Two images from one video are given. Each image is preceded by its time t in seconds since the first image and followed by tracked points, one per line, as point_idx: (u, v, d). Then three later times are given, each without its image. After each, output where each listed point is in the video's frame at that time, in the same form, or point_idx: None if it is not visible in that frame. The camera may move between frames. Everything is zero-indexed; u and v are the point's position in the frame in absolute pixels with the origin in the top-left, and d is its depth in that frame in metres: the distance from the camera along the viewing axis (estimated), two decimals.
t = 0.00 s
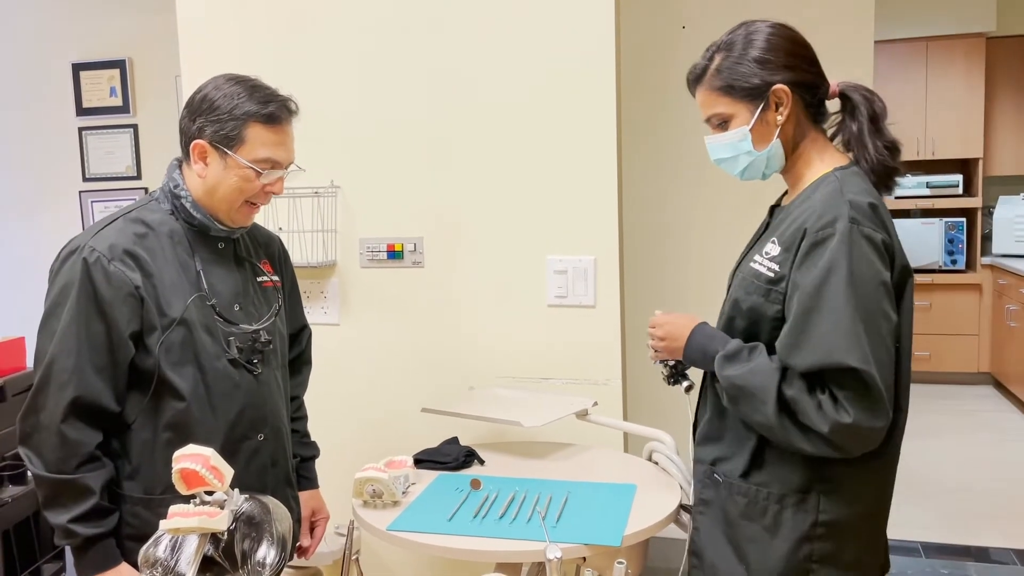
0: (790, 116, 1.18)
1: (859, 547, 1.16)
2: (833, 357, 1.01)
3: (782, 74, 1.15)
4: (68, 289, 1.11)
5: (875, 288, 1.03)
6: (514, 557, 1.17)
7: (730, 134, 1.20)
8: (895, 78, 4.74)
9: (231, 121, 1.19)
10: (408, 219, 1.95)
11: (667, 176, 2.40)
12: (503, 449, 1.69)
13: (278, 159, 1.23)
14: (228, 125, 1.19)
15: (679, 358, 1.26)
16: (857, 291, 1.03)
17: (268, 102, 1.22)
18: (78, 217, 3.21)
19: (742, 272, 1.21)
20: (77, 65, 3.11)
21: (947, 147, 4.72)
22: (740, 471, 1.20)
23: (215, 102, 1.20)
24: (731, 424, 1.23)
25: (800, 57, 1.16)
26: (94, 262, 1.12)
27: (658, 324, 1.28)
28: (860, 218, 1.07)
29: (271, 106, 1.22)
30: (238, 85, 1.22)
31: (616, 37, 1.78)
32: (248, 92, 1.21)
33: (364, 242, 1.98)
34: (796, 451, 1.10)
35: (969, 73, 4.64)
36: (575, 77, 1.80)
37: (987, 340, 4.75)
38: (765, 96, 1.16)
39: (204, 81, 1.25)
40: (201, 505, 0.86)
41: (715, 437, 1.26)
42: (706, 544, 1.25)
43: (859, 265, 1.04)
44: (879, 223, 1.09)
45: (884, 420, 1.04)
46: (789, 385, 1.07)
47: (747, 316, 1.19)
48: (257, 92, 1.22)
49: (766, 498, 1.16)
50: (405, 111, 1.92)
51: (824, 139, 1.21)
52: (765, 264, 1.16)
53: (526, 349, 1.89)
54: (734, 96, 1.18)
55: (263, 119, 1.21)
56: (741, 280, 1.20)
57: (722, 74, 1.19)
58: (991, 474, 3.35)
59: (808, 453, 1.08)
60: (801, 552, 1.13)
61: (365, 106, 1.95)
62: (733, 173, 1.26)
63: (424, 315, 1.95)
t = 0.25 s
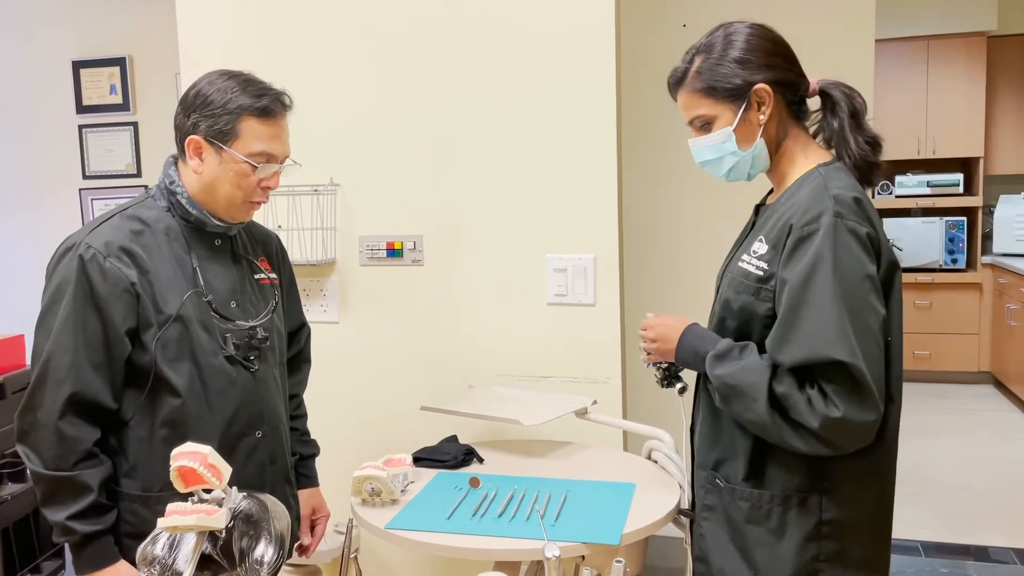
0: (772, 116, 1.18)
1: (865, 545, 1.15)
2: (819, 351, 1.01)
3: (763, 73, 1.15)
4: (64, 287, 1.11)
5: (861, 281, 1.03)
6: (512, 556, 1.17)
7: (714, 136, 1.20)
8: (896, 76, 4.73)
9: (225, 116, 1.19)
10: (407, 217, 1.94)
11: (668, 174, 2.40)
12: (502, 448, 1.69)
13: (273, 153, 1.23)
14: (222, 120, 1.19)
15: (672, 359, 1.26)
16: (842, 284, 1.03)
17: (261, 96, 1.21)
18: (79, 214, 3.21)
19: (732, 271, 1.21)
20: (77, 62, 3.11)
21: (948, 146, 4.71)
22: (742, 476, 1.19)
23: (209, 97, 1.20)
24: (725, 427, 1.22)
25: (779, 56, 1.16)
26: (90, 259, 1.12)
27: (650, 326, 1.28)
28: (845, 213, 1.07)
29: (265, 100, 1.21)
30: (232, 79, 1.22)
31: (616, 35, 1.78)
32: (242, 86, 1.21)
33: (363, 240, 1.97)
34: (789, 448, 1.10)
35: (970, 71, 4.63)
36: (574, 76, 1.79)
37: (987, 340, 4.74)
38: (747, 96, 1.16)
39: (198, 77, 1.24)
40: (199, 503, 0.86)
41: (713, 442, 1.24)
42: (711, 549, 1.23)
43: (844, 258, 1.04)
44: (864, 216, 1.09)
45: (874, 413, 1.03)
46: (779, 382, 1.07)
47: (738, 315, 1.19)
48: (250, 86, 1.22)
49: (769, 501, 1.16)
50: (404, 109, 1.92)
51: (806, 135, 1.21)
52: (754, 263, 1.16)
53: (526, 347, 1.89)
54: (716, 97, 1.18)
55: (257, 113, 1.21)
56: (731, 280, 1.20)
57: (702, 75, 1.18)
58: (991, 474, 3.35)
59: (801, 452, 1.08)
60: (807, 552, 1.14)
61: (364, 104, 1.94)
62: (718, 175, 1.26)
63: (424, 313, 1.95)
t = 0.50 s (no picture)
0: (766, 118, 1.17)
1: (870, 545, 1.15)
2: (816, 353, 1.01)
3: (756, 77, 1.15)
4: (61, 284, 1.10)
5: (859, 282, 1.03)
6: (511, 555, 1.17)
7: (708, 140, 1.20)
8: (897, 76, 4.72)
9: (222, 113, 1.18)
10: (407, 216, 1.94)
11: (668, 173, 2.40)
12: (501, 447, 1.69)
13: (270, 149, 1.22)
14: (219, 116, 1.18)
15: (670, 361, 1.25)
16: (840, 285, 1.02)
17: (258, 92, 1.21)
18: (79, 213, 3.20)
19: (730, 273, 1.21)
20: (77, 60, 3.10)
21: (949, 146, 4.71)
22: (744, 478, 1.19)
23: (205, 94, 1.20)
24: (725, 431, 1.22)
25: (772, 59, 1.16)
26: (86, 257, 1.11)
27: (646, 328, 1.28)
28: (842, 213, 1.06)
29: (261, 96, 1.21)
30: (228, 76, 1.21)
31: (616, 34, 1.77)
32: (238, 82, 1.21)
33: (363, 239, 1.97)
34: (788, 450, 1.09)
35: (971, 71, 4.63)
36: (574, 75, 1.79)
37: (988, 339, 4.74)
38: (740, 100, 1.16)
39: (194, 74, 1.24)
40: (198, 501, 0.85)
41: (715, 443, 1.24)
42: (717, 551, 1.23)
43: (842, 258, 1.03)
44: (862, 217, 1.08)
45: (873, 414, 1.03)
46: (777, 383, 1.07)
47: (736, 317, 1.19)
48: (247, 82, 1.21)
49: (773, 502, 1.15)
50: (404, 108, 1.92)
51: (802, 136, 1.20)
52: (751, 264, 1.16)
53: (525, 346, 1.89)
54: (709, 102, 1.17)
55: (253, 109, 1.20)
56: (729, 282, 1.20)
57: (695, 80, 1.18)
58: (991, 474, 3.35)
59: (800, 453, 1.08)
60: (812, 553, 1.13)
61: (363, 103, 1.94)
62: (713, 178, 1.26)
63: (423, 312, 1.95)
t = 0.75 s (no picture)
0: (775, 119, 1.18)
1: (875, 545, 1.15)
2: (821, 351, 1.01)
3: (766, 77, 1.14)
4: (59, 281, 1.10)
5: (864, 281, 1.03)
6: (511, 553, 1.17)
7: (717, 139, 1.20)
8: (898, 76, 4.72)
9: (220, 109, 1.18)
10: (407, 214, 1.94)
11: (668, 172, 2.39)
12: (501, 446, 1.69)
13: (269, 146, 1.22)
14: (217, 113, 1.18)
15: (676, 359, 1.25)
16: (845, 284, 1.02)
17: (256, 88, 1.21)
18: (79, 210, 3.20)
19: (736, 271, 1.20)
20: (77, 58, 3.10)
21: (950, 146, 4.71)
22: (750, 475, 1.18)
23: (203, 91, 1.19)
24: (732, 428, 1.22)
25: (782, 60, 1.16)
26: (85, 254, 1.11)
27: (653, 326, 1.28)
28: (849, 213, 1.06)
29: (259, 93, 1.21)
30: (226, 73, 1.21)
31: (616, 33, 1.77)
32: (236, 79, 1.20)
33: (363, 237, 1.97)
34: (792, 448, 1.09)
35: (972, 71, 4.62)
36: (575, 73, 1.79)
37: (988, 339, 4.73)
38: (749, 101, 1.16)
39: (192, 71, 1.24)
40: (197, 499, 0.85)
41: (720, 441, 1.24)
42: (720, 549, 1.22)
43: (847, 257, 1.03)
44: (869, 217, 1.08)
45: (877, 413, 1.03)
46: (782, 381, 1.07)
47: (742, 315, 1.18)
48: (245, 79, 1.21)
49: (777, 499, 1.15)
50: (404, 106, 1.91)
51: (811, 137, 1.20)
52: (758, 263, 1.16)
53: (525, 345, 1.88)
54: (719, 101, 1.17)
55: (252, 106, 1.20)
56: (735, 280, 1.20)
57: (705, 80, 1.18)
58: (990, 474, 3.34)
59: (804, 452, 1.07)
60: (815, 551, 1.14)
61: (364, 101, 1.94)
62: (721, 177, 1.26)
63: (423, 311, 1.95)
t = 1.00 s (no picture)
0: (791, 115, 1.17)
1: (877, 542, 1.15)
2: (828, 344, 1.01)
3: (786, 73, 1.14)
4: (60, 280, 1.10)
5: (872, 276, 1.03)
6: (512, 551, 1.17)
7: (732, 132, 1.19)
8: (899, 76, 4.72)
9: (221, 108, 1.18)
10: (408, 213, 1.94)
11: (669, 171, 2.40)
12: (503, 444, 1.69)
13: (270, 145, 1.22)
14: (218, 112, 1.18)
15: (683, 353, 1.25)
16: (854, 278, 1.02)
17: (258, 87, 1.21)
18: (79, 209, 3.20)
19: (744, 266, 1.20)
20: (78, 57, 3.10)
21: (951, 147, 4.71)
22: (752, 471, 1.18)
23: (205, 90, 1.19)
24: (735, 422, 1.22)
25: (802, 57, 1.16)
26: (86, 251, 1.11)
27: (660, 319, 1.27)
28: (859, 209, 1.07)
29: (261, 91, 1.21)
30: (227, 71, 1.21)
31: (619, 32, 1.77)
32: (238, 78, 1.20)
33: (364, 235, 1.97)
34: (797, 443, 1.09)
35: (973, 71, 4.62)
36: (577, 73, 1.78)
37: (988, 340, 4.73)
38: (767, 95, 1.16)
39: (194, 70, 1.24)
40: (199, 497, 0.85)
41: (722, 436, 1.24)
42: (717, 543, 1.22)
43: (855, 253, 1.04)
44: (878, 214, 1.08)
45: (883, 407, 1.03)
46: (789, 375, 1.07)
47: (750, 310, 1.18)
48: (247, 77, 1.21)
49: (778, 495, 1.15)
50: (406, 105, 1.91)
51: (823, 137, 1.21)
52: (766, 257, 1.16)
53: (527, 344, 1.88)
54: (737, 93, 1.17)
55: (253, 104, 1.20)
56: (742, 274, 1.20)
57: (725, 71, 1.18)
58: (990, 474, 3.34)
59: (809, 446, 1.07)
60: (816, 548, 1.13)
61: (365, 99, 1.94)
62: (731, 171, 1.26)
63: (424, 309, 1.95)
